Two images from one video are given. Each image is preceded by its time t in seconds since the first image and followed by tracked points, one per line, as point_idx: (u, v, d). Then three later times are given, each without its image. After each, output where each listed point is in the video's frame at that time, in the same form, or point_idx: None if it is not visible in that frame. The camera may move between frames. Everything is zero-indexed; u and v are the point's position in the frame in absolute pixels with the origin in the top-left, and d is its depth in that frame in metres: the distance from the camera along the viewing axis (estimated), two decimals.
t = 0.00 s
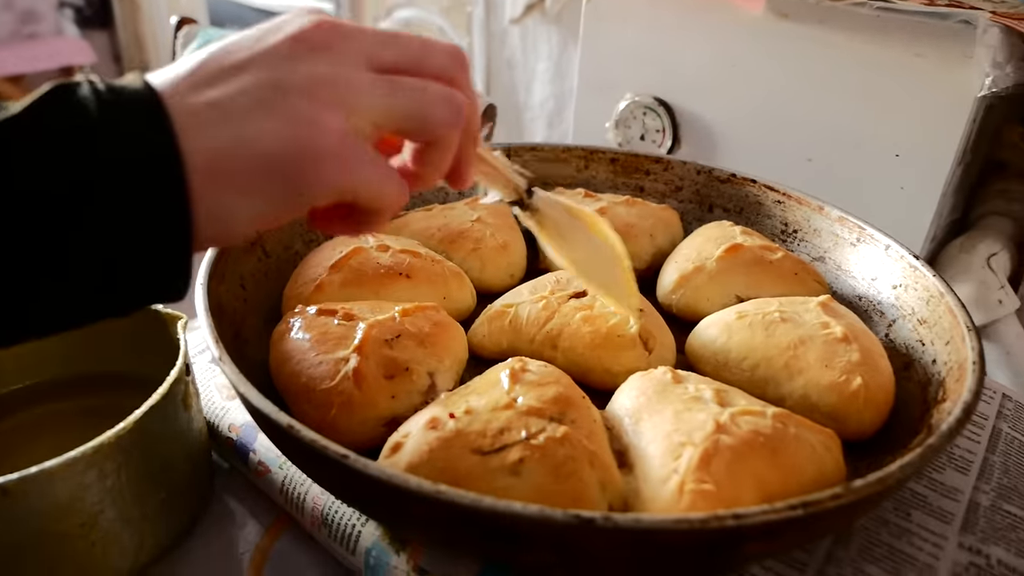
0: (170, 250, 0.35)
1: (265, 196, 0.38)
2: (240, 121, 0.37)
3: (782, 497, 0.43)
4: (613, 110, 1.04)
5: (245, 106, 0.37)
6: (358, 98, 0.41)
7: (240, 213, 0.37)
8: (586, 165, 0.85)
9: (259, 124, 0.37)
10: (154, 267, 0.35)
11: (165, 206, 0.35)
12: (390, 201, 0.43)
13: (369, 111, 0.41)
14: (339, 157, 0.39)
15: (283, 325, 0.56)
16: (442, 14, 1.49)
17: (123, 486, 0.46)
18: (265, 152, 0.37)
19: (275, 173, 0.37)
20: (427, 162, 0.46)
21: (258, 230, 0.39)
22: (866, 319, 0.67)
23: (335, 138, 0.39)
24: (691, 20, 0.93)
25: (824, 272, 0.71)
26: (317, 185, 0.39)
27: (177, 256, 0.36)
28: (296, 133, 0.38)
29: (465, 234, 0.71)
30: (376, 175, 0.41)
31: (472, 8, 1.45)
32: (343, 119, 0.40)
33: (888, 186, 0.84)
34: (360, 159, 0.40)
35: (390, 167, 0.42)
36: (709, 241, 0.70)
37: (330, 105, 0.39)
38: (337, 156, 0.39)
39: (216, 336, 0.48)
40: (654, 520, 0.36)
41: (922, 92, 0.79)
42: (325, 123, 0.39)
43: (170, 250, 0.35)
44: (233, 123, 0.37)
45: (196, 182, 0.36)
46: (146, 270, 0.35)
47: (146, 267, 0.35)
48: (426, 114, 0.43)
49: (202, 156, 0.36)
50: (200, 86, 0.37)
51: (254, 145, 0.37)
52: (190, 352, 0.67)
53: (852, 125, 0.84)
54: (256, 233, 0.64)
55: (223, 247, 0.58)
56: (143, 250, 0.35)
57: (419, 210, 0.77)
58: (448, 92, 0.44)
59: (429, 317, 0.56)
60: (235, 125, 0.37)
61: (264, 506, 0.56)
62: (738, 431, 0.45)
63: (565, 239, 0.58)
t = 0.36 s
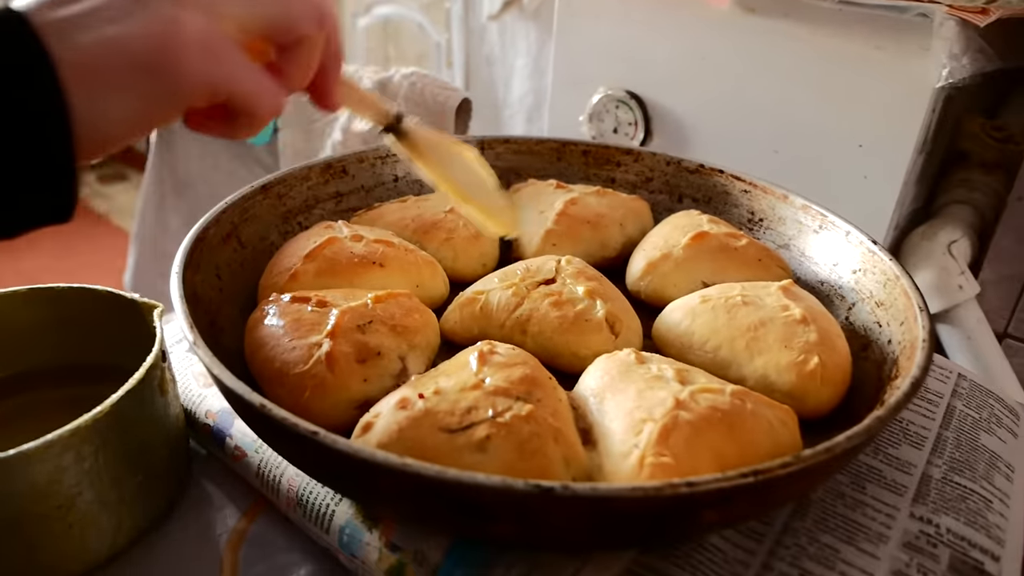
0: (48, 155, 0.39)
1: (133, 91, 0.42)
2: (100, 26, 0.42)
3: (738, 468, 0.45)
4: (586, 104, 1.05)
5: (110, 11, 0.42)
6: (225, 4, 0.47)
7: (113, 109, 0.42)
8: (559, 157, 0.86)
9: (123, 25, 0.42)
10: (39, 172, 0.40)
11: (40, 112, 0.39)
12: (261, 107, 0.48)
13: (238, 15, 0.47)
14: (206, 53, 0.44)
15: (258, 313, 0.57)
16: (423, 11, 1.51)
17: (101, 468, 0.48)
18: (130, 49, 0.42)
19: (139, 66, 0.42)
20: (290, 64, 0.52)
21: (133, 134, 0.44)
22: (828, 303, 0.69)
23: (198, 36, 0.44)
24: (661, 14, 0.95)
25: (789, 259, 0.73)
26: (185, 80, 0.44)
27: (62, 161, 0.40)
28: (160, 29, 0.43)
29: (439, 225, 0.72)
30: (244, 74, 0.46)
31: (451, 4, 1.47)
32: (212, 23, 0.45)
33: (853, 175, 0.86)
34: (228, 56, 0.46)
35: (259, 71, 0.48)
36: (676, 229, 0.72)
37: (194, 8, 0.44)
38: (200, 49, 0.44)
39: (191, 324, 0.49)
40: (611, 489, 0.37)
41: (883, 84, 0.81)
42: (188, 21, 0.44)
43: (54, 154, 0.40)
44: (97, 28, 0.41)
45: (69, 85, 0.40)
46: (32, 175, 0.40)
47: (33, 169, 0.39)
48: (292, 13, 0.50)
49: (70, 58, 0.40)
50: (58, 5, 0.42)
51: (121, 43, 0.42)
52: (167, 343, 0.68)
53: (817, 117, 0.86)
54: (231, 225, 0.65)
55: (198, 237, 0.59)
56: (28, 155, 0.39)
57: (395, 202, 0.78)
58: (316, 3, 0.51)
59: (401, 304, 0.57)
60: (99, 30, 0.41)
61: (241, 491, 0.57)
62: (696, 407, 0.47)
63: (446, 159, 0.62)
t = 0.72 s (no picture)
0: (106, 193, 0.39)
1: (208, 135, 0.43)
2: (179, 78, 0.42)
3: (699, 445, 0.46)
4: (562, 98, 1.07)
5: (177, 62, 0.43)
6: (281, 62, 0.48)
7: (183, 148, 0.42)
8: (533, 150, 0.88)
9: (204, 77, 0.43)
10: (103, 210, 0.39)
11: (96, 150, 0.38)
12: (313, 148, 0.49)
13: (286, 68, 0.49)
14: (270, 102, 0.46)
15: (234, 302, 0.58)
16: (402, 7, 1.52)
17: (78, 454, 0.49)
18: (205, 98, 0.42)
19: (217, 116, 0.43)
20: (330, 112, 0.55)
21: (192, 170, 0.43)
22: (795, 290, 0.70)
23: (261, 89, 0.45)
24: (634, 9, 0.96)
25: (757, 248, 0.75)
26: (252, 129, 0.44)
27: (123, 195, 0.39)
28: (235, 84, 0.44)
29: (414, 216, 0.73)
30: (300, 118, 0.48)
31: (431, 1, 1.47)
32: (269, 74, 0.47)
33: (820, 166, 0.88)
34: (289, 105, 0.47)
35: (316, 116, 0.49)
36: (647, 219, 0.74)
37: (257, 65, 0.46)
38: (264, 103, 0.45)
39: (166, 312, 0.50)
40: (573, 464, 0.39)
41: (848, 77, 0.82)
42: (247, 77, 0.45)
43: (112, 191, 0.39)
44: (162, 75, 0.42)
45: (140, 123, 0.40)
46: (94, 213, 0.39)
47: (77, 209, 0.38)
48: (329, 65, 0.52)
49: (144, 101, 0.41)
50: (144, 52, 0.43)
51: (199, 93, 0.42)
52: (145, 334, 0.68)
53: (785, 109, 0.88)
54: (208, 217, 0.66)
55: (175, 228, 0.60)
56: (76, 190, 0.38)
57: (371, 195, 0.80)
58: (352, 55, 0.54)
59: (375, 292, 0.59)
60: (176, 78, 0.42)
61: (219, 477, 0.58)
62: (659, 387, 0.48)
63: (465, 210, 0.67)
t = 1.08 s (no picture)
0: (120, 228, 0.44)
1: (209, 177, 0.43)
2: (172, 81, 0.41)
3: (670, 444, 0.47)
4: (543, 101, 1.08)
5: (186, 68, 0.41)
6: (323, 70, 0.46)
7: (184, 197, 0.43)
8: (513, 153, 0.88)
9: (198, 85, 0.41)
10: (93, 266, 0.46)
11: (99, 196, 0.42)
12: (376, 195, 0.48)
13: (357, 66, 0.49)
14: (295, 135, 0.44)
15: (213, 305, 0.58)
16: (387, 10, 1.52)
17: (57, 455, 0.49)
18: (205, 113, 0.41)
19: (220, 145, 0.43)
20: (421, 129, 0.55)
21: (191, 217, 0.44)
22: (769, 291, 0.72)
23: (284, 102, 0.44)
24: (613, 12, 0.97)
25: (733, 250, 0.76)
26: (281, 164, 0.44)
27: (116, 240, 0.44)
28: (239, 92, 0.42)
29: (393, 219, 0.74)
30: (355, 160, 0.46)
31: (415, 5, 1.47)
32: (315, 81, 0.45)
33: (796, 168, 0.89)
34: (332, 125, 0.45)
35: (376, 152, 0.47)
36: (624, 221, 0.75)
37: (323, 94, 0.45)
38: (287, 130, 0.44)
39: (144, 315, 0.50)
40: (544, 462, 0.39)
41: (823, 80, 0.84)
42: (275, 89, 0.43)
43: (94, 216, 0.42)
44: (159, 118, 0.41)
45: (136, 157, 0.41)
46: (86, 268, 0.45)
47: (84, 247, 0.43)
48: (417, 62, 0.52)
49: (135, 130, 0.40)
50: (155, 44, 0.41)
51: (196, 108, 0.41)
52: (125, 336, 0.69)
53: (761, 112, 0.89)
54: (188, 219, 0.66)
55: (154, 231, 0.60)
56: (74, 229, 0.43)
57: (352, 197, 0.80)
58: (437, 43, 0.53)
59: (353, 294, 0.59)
60: (167, 92, 0.40)
61: (198, 479, 0.59)
62: (632, 387, 0.49)
63: (615, 236, 0.59)
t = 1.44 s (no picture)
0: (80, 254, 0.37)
1: (161, 212, 0.39)
2: (139, 131, 0.38)
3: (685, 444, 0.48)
4: (551, 104, 1.09)
5: (149, 110, 0.39)
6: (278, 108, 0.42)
7: (135, 225, 0.38)
8: (523, 156, 0.89)
9: (167, 126, 0.38)
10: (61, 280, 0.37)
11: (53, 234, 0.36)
12: (310, 218, 0.43)
13: (299, 119, 0.43)
14: (247, 162, 0.39)
15: (232, 307, 0.59)
16: (390, 15, 1.50)
17: (82, 453, 0.50)
18: (167, 156, 0.38)
19: (176, 179, 0.38)
20: (349, 169, 0.47)
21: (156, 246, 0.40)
22: (778, 293, 0.73)
23: (237, 147, 0.39)
24: (620, 17, 0.98)
25: (742, 252, 0.77)
26: (219, 196, 0.39)
27: (77, 271, 0.37)
28: (196, 133, 0.38)
29: (406, 222, 0.75)
30: (292, 179, 0.41)
31: (420, 9, 1.46)
32: (263, 121, 0.41)
33: (803, 171, 0.90)
34: (280, 162, 0.41)
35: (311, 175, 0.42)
36: (634, 224, 0.76)
37: (263, 126, 0.41)
38: (242, 163, 0.39)
39: (166, 316, 0.51)
40: (565, 461, 0.40)
41: (831, 84, 0.84)
42: (228, 129, 0.39)
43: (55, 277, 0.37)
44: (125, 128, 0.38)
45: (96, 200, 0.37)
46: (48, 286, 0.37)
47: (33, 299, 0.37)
48: (346, 116, 0.45)
49: (99, 163, 0.37)
50: (103, 100, 0.39)
51: (155, 157, 0.37)
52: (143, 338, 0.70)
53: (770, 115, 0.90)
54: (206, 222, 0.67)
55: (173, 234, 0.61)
56: (35, 267, 0.36)
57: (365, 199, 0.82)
58: (370, 97, 0.46)
59: (370, 296, 0.60)
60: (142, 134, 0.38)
61: (217, 478, 0.60)
62: (647, 388, 0.50)
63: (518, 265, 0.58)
